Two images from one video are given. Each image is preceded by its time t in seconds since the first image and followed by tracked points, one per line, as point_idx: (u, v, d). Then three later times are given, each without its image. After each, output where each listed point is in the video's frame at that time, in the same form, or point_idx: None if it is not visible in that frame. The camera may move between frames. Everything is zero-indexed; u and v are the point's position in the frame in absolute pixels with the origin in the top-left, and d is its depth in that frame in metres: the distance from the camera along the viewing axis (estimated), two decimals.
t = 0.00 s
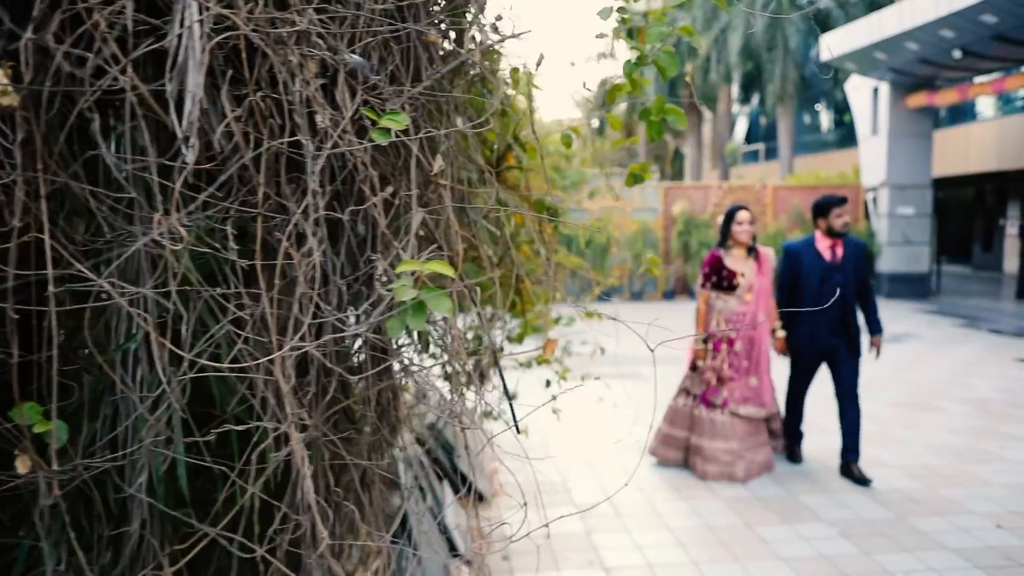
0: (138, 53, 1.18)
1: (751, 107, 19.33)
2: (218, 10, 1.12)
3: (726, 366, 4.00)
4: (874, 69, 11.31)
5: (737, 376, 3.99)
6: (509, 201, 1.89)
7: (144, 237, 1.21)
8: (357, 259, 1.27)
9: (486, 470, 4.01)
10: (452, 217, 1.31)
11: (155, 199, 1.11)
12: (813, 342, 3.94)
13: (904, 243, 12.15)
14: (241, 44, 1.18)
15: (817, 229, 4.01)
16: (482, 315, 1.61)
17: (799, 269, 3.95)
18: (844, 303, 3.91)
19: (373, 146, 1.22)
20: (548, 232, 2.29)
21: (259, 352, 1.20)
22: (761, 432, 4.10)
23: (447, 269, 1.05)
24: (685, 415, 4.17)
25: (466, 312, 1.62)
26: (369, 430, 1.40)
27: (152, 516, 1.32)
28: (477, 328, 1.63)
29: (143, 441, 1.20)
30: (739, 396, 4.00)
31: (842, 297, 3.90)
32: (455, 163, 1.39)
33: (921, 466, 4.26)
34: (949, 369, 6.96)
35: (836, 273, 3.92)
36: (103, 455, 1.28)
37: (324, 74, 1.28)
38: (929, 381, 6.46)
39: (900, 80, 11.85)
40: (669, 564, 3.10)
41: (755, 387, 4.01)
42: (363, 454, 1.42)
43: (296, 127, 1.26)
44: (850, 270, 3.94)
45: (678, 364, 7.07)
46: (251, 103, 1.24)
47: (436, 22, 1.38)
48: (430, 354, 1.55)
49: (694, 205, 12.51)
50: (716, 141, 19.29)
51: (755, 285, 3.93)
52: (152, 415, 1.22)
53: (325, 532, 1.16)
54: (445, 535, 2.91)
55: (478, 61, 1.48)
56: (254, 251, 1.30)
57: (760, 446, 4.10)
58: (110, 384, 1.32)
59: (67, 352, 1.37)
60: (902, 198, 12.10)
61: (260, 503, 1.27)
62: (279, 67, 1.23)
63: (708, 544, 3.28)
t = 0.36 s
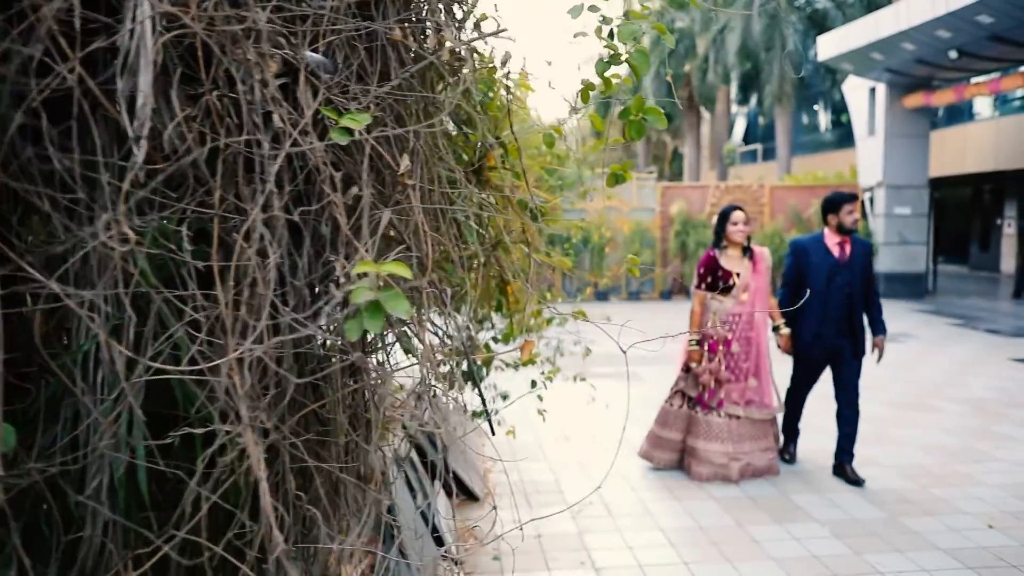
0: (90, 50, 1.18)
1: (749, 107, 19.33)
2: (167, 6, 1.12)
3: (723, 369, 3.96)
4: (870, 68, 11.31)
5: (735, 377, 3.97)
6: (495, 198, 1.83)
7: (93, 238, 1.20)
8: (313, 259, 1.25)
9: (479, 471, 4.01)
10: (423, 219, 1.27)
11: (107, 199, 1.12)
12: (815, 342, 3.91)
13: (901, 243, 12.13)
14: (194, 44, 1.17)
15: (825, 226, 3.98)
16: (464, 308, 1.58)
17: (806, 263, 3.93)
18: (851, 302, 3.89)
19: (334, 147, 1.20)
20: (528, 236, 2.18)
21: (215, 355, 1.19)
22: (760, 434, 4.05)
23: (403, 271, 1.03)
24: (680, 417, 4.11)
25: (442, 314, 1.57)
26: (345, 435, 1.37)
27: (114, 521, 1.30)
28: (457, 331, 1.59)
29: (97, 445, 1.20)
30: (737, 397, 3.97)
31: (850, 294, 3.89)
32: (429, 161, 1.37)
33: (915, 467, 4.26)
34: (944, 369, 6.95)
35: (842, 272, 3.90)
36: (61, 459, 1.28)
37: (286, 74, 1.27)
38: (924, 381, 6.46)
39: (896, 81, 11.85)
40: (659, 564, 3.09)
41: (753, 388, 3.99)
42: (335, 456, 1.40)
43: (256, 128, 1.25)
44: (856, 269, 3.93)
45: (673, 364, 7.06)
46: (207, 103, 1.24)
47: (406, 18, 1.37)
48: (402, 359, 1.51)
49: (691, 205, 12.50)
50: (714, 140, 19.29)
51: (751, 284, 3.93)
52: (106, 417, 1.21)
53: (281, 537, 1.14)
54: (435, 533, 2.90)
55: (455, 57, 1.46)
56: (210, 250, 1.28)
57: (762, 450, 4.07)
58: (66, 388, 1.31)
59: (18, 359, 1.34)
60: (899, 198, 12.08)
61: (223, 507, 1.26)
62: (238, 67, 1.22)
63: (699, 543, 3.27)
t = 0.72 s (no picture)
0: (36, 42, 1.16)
1: (747, 107, 19.33)
2: None
3: (721, 370, 3.89)
4: (868, 68, 11.30)
5: (734, 378, 3.89)
6: (474, 200, 1.77)
7: (39, 235, 1.18)
8: (270, 253, 1.23)
9: (473, 469, 3.99)
10: (392, 215, 1.24)
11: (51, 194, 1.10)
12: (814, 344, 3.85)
13: (898, 243, 12.12)
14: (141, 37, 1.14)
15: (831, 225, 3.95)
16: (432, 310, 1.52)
17: (811, 264, 3.88)
18: (855, 305, 3.84)
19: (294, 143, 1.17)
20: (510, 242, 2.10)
21: (166, 353, 1.17)
22: (761, 440, 3.96)
23: (358, 266, 1.01)
24: (677, 421, 4.06)
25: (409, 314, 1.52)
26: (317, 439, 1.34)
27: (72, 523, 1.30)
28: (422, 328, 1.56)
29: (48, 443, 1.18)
30: (736, 399, 3.90)
31: (853, 295, 3.84)
32: (402, 158, 1.32)
33: (907, 466, 4.26)
34: (939, 369, 6.94)
35: (846, 272, 3.87)
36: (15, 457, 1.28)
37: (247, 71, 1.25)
38: (918, 381, 6.45)
39: (894, 81, 11.84)
40: (650, 564, 3.08)
41: (753, 390, 3.90)
42: (303, 456, 1.38)
43: (211, 123, 1.22)
44: (859, 268, 3.88)
45: (668, 364, 7.05)
46: (160, 97, 1.22)
47: (378, 12, 1.34)
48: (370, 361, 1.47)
49: (688, 205, 12.48)
50: (712, 141, 19.28)
51: (745, 284, 3.84)
52: (56, 418, 1.20)
53: (233, 539, 1.12)
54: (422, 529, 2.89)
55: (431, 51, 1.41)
56: (163, 245, 1.26)
57: (767, 460, 3.96)
58: (21, 386, 1.29)
59: None
60: (896, 198, 12.06)
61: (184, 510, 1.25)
62: (192, 61, 1.19)
63: (690, 543, 3.26)
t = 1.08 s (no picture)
0: None
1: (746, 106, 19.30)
2: None
3: (717, 371, 3.81)
4: (866, 67, 11.28)
5: (731, 379, 3.80)
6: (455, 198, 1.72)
7: None
8: (225, 251, 1.19)
9: (465, 470, 3.99)
10: (361, 212, 1.21)
11: None
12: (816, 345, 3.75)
13: (895, 243, 12.10)
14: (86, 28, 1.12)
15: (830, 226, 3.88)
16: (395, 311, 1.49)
17: (812, 264, 3.78)
18: (856, 306, 3.79)
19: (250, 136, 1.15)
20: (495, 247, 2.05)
21: (115, 348, 1.15)
22: (762, 443, 3.82)
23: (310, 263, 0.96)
24: (675, 425, 4.00)
25: (377, 313, 1.49)
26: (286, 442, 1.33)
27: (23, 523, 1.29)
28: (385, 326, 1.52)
29: None
30: (733, 400, 3.81)
31: (853, 295, 3.78)
32: (375, 154, 1.29)
33: (900, 466, 4.25)
34: (934, 369, 6.93)
35: (847, 273, 3.79)
36: None
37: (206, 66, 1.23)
38: (914, 381, 6.44)
39: (892, 80, 11.83)
40: (641, 565, 3.07)
41: (750, 391, 3.80)
42: (268, 457, 1.36)
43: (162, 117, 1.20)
44: (859, 269, 3.82)
45: (664, 364, 7.04)
46: (109, 89, 1.20)
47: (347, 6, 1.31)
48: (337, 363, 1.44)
49: (686, 204, 12.44)
50: (710, 140, 19.25)
51: (741, 284, 3.78)
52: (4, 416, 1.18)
53: (182, 544, 1.09)
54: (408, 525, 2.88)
55: (399, 43, 1.39)
56: (115, 243, 1.24)
57: (768, 466, 3.80)
58: None
59: None
60: (894, 198, 12.03)
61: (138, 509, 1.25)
62: (145, 53, 1.17)
63: (681, 544, 3.24)
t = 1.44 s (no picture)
0: None
1: (745, 106, 19.30)
2: None
3: (712, 374, 3.69)
4: (863, 67, 11.26)
5: (725, 383, 3.67)
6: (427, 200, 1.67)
7: None
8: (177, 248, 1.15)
9: (457, 471, 3.98)
10: (324, 210, 1.17)
11: None
12: (814, 344, 3.72)
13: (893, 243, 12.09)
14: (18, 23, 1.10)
15: (828, 226, 3.83)
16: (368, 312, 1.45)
17: (807, 265, 3.75)
18: (854, 306, 3.75)
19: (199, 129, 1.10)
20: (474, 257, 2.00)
21: (59, 346, 1.12)
22: (751, 448, 3.64)
23: (258, 263, 0.93)
24: (673, 429, 3.90)
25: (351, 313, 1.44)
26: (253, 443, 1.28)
27: None
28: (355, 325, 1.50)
29: None
30: (728, 403, 3.67)
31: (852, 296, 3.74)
32: (341, 151, 1.24)
33: (894, 467, 4.24)
34: (929, 369, 6.92)
35: (844, 274, 3.76)
36: None
37: (152, 61, 1.20)
38: (909, 381, 6.43)
39: (890, 80, 11.81)
40: (631, 565, 3.06)
41: (745, 394, 3.65)
42: (233, 460, 1.31)
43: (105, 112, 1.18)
44: (857, 269, 3.77)
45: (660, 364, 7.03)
46: (53, 84, 1.18)
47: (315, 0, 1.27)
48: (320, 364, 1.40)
49: (684, 204, 12.42)
50: (709, 140, 19.25)
51: (739, 285, 3.67)
52: None
53: (128, 553, 1.05)
54: (396, 525, 2.87)
55: (361, 37, 1.34)
56: (58, 240, 1.22)
57: (754, 471, 3.62)
58: None
59: None
60: (892, 198, 12.01)
61: (85, 519, 1.23)
62: (84, 47, 1.15)
63: (672, 544, 3.23)
